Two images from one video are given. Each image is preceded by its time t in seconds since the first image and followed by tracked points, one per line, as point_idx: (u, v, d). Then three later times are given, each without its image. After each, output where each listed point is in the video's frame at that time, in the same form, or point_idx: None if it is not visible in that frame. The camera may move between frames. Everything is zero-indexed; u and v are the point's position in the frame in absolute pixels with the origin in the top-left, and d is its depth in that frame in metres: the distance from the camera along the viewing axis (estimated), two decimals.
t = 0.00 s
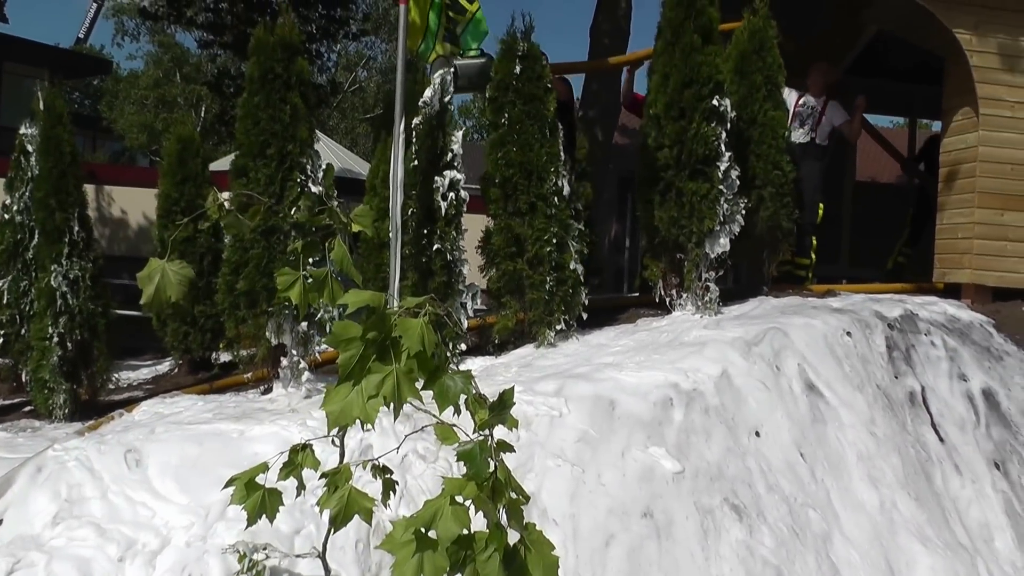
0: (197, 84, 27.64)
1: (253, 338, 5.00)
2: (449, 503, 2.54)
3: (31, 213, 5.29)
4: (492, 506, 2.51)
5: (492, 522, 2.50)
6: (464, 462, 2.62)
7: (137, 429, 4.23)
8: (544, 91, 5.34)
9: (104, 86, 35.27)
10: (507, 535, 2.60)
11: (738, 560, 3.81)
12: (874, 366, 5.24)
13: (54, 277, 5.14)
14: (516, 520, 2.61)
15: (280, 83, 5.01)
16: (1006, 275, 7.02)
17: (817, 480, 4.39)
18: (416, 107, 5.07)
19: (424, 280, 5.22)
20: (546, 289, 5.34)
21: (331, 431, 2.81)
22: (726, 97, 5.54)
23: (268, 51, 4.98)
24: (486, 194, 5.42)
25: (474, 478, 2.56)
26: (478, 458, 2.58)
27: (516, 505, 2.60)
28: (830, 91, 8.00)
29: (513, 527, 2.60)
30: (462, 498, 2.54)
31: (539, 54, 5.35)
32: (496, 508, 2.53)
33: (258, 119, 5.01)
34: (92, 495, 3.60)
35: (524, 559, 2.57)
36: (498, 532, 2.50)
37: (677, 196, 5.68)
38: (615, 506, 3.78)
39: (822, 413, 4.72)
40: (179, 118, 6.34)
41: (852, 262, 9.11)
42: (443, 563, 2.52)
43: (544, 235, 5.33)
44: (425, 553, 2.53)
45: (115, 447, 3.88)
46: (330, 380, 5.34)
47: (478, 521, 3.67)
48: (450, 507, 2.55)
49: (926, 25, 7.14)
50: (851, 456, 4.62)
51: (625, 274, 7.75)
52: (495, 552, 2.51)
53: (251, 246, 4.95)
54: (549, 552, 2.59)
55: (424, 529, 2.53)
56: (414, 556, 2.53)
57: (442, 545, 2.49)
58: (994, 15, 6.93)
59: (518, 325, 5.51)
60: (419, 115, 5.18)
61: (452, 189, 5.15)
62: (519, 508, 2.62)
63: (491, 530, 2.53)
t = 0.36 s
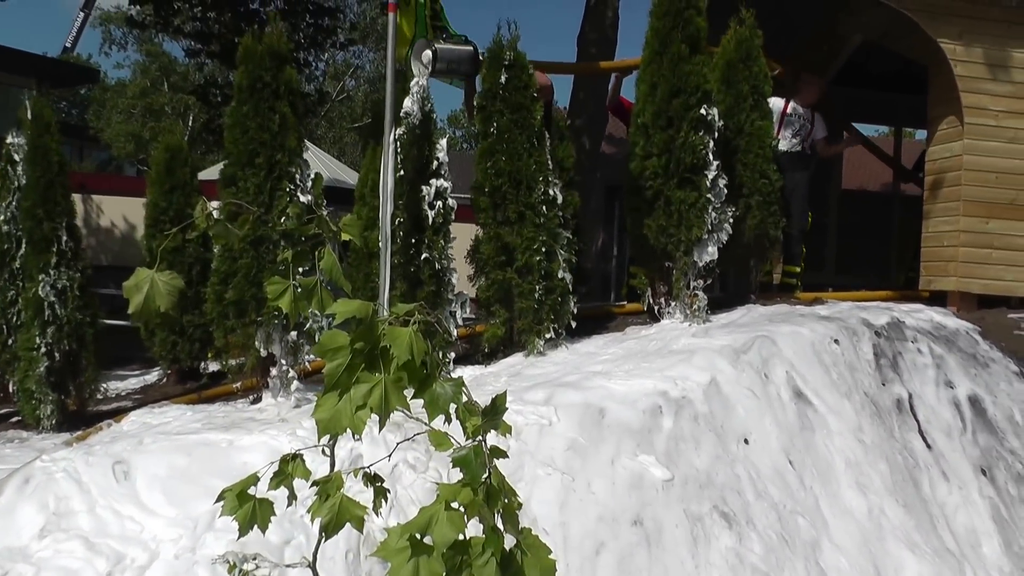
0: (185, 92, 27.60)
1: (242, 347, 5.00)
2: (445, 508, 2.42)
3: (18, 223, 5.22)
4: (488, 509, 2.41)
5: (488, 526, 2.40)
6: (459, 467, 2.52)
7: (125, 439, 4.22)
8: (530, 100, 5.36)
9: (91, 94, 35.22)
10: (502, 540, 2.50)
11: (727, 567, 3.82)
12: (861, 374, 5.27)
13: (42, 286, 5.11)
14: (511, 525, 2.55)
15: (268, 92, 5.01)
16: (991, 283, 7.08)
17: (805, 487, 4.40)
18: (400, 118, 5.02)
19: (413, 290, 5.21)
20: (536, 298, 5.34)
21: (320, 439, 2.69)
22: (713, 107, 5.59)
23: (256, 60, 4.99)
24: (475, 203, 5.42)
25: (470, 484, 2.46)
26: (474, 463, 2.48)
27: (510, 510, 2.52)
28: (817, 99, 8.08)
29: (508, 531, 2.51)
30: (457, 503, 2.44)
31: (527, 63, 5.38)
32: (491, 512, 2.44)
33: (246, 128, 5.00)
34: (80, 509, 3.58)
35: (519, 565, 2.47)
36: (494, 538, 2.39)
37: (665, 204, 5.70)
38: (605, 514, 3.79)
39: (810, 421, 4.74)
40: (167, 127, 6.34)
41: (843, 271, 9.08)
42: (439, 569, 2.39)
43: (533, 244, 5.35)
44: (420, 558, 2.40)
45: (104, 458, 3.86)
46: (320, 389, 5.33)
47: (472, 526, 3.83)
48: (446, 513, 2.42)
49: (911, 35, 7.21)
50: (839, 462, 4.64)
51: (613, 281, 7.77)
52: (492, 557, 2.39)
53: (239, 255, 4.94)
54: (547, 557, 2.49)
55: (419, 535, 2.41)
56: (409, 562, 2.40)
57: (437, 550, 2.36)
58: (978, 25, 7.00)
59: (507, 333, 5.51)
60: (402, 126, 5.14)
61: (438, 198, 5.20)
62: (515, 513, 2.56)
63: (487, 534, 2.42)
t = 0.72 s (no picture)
0: (174, 102, 27.53)
1: (232, 357, 4.98)
2: (435, 520, 2.42)
3: (5, 233, 5.23)
4: (479, 522, 2.44)
5: (478, 537, 2.43)
6: (449, 480, 2.52)
7: (114, 450, 4.20)
8: (519, 109, 5.38)
9: (80, 104, 35.10)
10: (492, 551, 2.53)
11: None
12: (850, 381, 5.29)
13: (31, 297, 5.08)
14: (501, 536, 2.55)
15: (258, 101, 5.01)
16: (978, 290, 7.13)
17: (795, 495, 4.41)
18: (391, 126, 5.11)
19: (402, 299, 5.22)
20: (525, 307, 5.35)
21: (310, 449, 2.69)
22: (701, 115, 5.61)
23: (246, 69, 4.99)
24: (463, 213, 5.44)
25: (460, 496, 2.47)
26: (464, 476, 2.49)
27: (500, 521, 2.55)
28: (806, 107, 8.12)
29: (497, 543, 2.53)
30: (447, 515, 2.45)
31: (516, 73, 5.41)
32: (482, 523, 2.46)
33: (236, 137, 5.00)
34: (68, 523, 3.57)
35: None
36: (485, 549, 2.43)
37: (654, 213, 5.71)
38: (595, 523, 3.79)
39: (799, 429, 4.75)
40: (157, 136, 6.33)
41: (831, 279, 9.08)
42: None
43: (522, 253, 5.35)
44: (409, 570, 2.40)
45: (93, 470, 3.85)
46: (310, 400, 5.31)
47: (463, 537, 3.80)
48: (436, 525, 2.43)
49: (899, 43, 7.27)
50: (828, 470, 4.65)
51: (602, 289, 7.77)
52: (481, 569, 2.42)
53: (229, 265, 4.94)
54: (537, 567, 2.51)
55: (408, 546, 2.41)
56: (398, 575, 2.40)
57: (427, 562, 2.36)
58: (964, 34, 7.07)
59: (497, 342, 5.51)
60: (394, 134, 5.20)
61: (429, 207, 5.19)
62: (505, 524, 2.57)
63: (476, 545, 2.44)
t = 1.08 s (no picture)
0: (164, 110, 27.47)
1: (220, 367, 4.99)
2: (428, 532, 2.41)
3: None
4: (473, 533, 2.42)
5: (472, 549, 2.41)
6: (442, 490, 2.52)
7: (102, 461, 4.18)
8: (511, 117, 5.37)
9: (69, 113, 35.00)
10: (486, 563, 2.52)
11: None
12: (839, 389, 5.30)
13: (19, 307, 5.06)
14: (495, 547, 2.53)
15: (246, 111, 5.03)
16: (966, 297, 7.18)
17: (784, 503, 4.41)
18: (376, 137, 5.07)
19: (390, 308, 5.21)
20: (515, 316, 5.34)
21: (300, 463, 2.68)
22: (689, 125, 5.61)
23: (232, 79, 4.98)
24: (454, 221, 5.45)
25: (453, 507, 2.45)
26: (457, 486, 2.49)
27: (494, 532, 2.52)
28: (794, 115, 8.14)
29: (491, 554, 2.52)
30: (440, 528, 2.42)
31: (507, 82, 5.43)
32: (476, 535, 2.44)
33: (224, 147, 5.01)
34: (56, 536, 3.55)
35: None
36: (479, 561, 2.39)
37: (643, 221, 5.72)
38: (584, 531, 3.79)
39: (788, 436, 4.76)
40: (146, 146, 6.32)
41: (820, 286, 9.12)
42: None
43: (513, 261, 5.35)
44: None
45: (81, 482, 3.83)
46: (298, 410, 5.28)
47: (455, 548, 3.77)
48: (429, 536, 2.42)
49: (886, 52, 7.33)
50: (818, 477, 4.66)
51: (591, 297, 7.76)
52: None
53: (218, 275, 4.94)
54: None
55: (402, 559, 2.40)
56: None
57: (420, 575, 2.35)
58: (949, 43, 7.12)
59: (486, 351, 5.50)
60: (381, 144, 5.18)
61: (416, 217, 5.21)
62: (498, 535, 2.55)
63: (470, 557, 2.42)
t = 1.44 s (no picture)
0: (153, 119, 27.40)
1: (209, 377, 5.03)
2: (420, 541, 2.40)
3: None
4: (464, 542, 2.43)
5: (464, 557, 2.42)
6: (433, 499, 2.49)
7: (91, 472, 4.16)
8: (510, 129, 5.40)
9: (58, 122, 34.89)
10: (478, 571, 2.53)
11: None
12: (828, 396, 5.32)
13: (7, 318, 5.03)
14: (486, 555, 2.52)
15: (231, 121, 5.00)
16: (952, 303, 7.22)
17: (773, 510, 4.42)
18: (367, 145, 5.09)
19: (379, 318, 5.20)
20: (505, 325, 5.34)
21: (290, 473, 2.67)
22: (676, 133, 5.68)
23: (214, 90, 4.98)
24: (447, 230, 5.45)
25: (444, 515, 2.44)
26: (449, 495, 2.46)
27: (485, 541, 2.52)
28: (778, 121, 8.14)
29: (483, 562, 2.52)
30: (432, 536, 2.41)
31: (511, 92, 5.45)
32: (468, 543, 2.45)
33: (210, 158, 4.98)
34: (42, 549, 3.55)
35: None
36: (471, 569, 2.42)
37: (631, 230, 5.73)
38: (574, 541, 3.78)
39: (777, 444, 4.77)
40: (135, 156, 6.30)
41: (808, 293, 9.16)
42: None
43: (503, 272, 5.36)
44: None
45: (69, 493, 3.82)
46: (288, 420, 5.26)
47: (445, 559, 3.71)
48: (421, 546, 2.40)
49: (873, 60, 7.36)
50: (807, 485, 4.67)
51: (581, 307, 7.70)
52: None
53: (206, 286, 4.97)
54: None
55: (395, 569, 2.39)
56: None
57: None
58: (935, 51, 7.18)
59: (475, 360, 5.50)
60: (371, 152, 5.18)
61: (405, 226, 5.21)
62: (489, 544, 2.55)
63: (463, 565, 2.44)
